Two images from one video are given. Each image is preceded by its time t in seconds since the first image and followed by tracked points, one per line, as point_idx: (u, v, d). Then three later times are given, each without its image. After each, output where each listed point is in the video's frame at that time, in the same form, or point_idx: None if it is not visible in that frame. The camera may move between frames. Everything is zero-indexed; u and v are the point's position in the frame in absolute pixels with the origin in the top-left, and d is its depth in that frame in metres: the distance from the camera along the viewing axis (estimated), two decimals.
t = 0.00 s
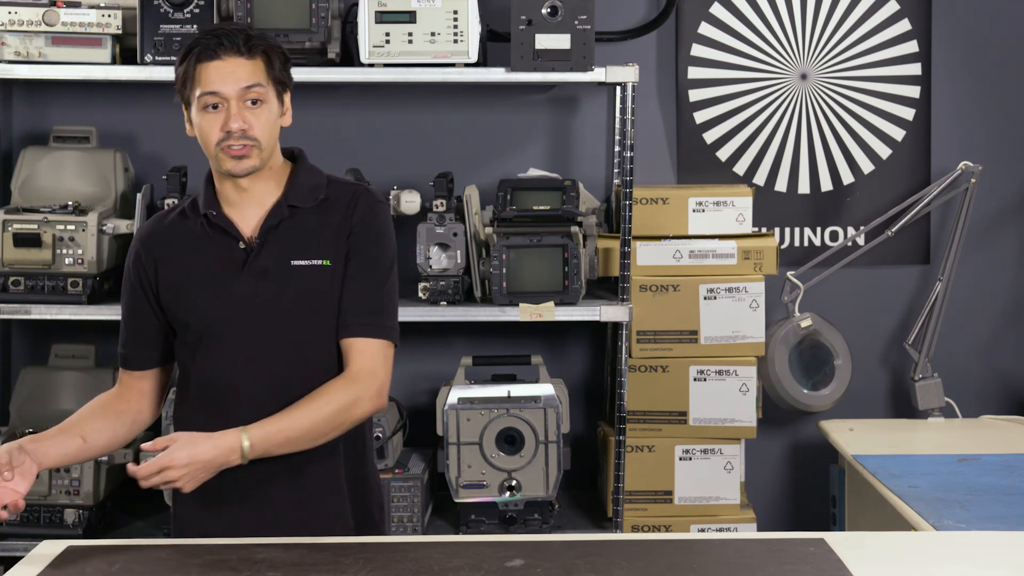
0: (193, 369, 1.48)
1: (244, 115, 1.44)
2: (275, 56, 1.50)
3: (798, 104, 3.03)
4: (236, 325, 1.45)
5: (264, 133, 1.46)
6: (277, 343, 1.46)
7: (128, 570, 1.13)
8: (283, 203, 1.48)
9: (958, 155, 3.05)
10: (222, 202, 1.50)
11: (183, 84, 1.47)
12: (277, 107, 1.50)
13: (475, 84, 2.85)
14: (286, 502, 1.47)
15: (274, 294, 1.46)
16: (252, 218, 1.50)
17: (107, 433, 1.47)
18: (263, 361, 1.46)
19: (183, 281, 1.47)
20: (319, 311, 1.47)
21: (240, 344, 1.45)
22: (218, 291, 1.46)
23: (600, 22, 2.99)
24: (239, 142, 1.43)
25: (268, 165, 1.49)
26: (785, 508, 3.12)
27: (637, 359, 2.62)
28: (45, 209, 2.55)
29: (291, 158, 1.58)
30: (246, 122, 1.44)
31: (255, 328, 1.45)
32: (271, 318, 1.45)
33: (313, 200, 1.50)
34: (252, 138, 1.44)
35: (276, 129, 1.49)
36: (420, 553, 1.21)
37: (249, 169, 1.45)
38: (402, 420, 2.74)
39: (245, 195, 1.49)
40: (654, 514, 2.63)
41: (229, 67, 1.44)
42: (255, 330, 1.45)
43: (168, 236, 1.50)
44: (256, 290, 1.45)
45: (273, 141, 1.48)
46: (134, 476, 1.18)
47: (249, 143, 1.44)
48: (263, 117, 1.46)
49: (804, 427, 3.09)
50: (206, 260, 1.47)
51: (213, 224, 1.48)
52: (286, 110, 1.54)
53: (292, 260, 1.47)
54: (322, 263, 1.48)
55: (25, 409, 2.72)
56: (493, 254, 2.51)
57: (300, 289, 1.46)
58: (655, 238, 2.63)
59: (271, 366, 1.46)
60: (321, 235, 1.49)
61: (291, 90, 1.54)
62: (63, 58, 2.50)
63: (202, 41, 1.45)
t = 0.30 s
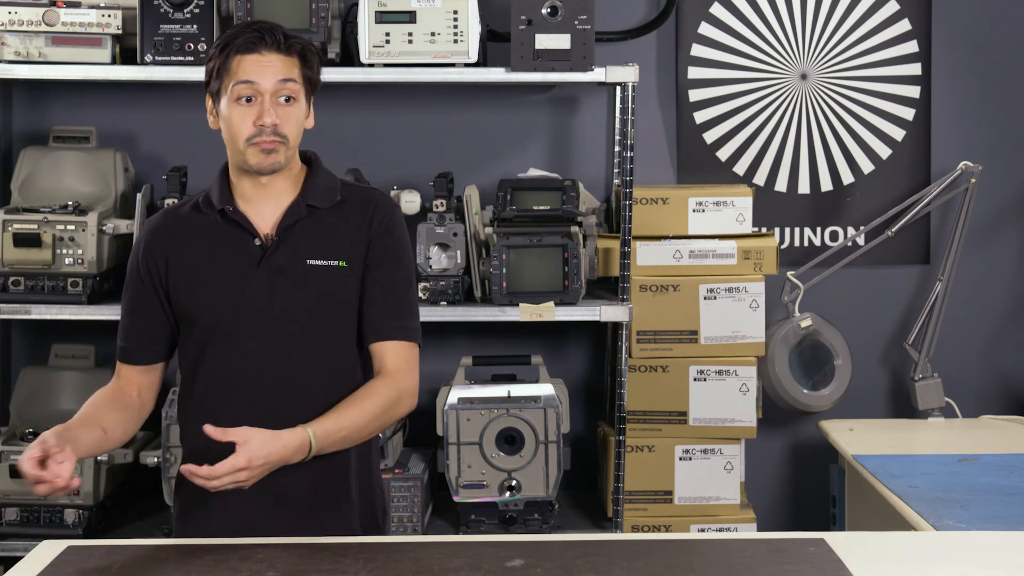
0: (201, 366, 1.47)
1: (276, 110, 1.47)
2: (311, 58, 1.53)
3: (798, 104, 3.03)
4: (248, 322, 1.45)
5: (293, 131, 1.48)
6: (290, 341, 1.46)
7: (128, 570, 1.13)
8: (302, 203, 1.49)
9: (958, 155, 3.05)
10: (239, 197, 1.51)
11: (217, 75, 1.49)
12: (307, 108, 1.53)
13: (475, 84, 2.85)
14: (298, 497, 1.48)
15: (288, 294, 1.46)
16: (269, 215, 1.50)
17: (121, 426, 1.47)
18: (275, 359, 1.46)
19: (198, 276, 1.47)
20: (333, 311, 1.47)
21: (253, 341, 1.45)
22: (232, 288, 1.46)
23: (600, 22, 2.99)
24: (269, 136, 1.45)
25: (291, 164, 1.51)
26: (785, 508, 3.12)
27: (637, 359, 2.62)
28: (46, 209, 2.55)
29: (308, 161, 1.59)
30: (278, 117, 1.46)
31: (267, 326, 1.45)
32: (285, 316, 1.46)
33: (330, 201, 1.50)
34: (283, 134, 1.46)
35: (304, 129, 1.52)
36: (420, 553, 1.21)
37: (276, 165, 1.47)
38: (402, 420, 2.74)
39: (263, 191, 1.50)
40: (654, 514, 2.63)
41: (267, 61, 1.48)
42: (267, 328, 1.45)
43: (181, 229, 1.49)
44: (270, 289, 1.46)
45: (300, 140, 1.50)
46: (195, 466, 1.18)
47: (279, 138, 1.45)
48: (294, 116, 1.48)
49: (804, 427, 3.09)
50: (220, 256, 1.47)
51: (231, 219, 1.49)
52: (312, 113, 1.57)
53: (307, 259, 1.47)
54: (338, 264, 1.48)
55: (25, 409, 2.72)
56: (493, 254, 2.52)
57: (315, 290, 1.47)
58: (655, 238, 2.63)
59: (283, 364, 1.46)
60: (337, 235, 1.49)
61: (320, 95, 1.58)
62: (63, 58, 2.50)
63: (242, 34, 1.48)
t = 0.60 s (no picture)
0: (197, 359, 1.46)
1: (277, 111, 1.47)
2: (321, 61, 1.54)
3: (797, 104, 3.03)
4: (250, 317, 1.45)
5: (292, 132, 1.48)
6: (291, 339, 1.46)
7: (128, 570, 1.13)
8: (307, 203, 1.49)
9: (958, 155, 3.05)
10: (244, 193, 1.51)
11: (228, 72, 1.51)
12: (312, 111, 1.53)
13: (476, 83, 2.85)
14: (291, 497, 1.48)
15: (290, 291, 1.46)
16: (273, 213, 1.50)
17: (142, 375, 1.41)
18: (275, 355, 1.46)
19: (199, 268, 1.46)
20: (335, 313, 1.48)
21: (254, 337, 1.45)
22: (234, 283, 1.45)
23: (600, 22, 2.99)
24: (264, 136, 1.45)
25: (294, 165, 1.51)
26: (785, 508, 3.12)
27: (637, 359, 2.62)
28: (46, 209, 2.55)
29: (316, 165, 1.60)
30: (276, 117, 1.46)
31: (267, 322, 1.45)
32: (287, 314, 1.46)
33: (335, 203, 1.50)
34: (276, 134, 1.46)
35: (307, 132, 1.51)
36: (420, 553, 1.21)
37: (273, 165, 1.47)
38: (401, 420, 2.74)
39: (267, 189, 1.50)
40: (654, 514, 2.63)
41: (274, 61, 1.48)
42: (268, 324, 1.45)
43: (183, 218, 1.48)
44: (271, 285, 1.45)
45: (301, 142, 1.50)
46: (270, 410, 1.14)
47: (274, 138, 1.46)
48: (295, 117, 1.48)
49: (804, 427, 3.09)
50: (223, 247, 1.46)
51: (235, 213, 1.48)
52: (321, 117, 1.57)
53: (310, 258, 1.47)
54: (340, 265, 1.48)
55: (25, 410, 2.73)
56: (493, 254, 2.52)
57: (317, 289, 1.47)
58: (654, 238, 2.63)
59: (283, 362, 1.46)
60: (341, 237, 1.49)
61: (330, 100, 1.58)
62: (63, 58, 2.50)
63: (253, 34, 1.49)
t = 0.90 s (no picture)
0: (217, 360, 1.45)
1: (309, 108, 1.46)
2: (347, 60, 1.54)
3: (798, 104, 3.03)
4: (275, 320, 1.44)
5: (324, 129, 1.48)
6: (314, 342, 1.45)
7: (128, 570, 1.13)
8: (334, 206, 1.49)
9: (958, 155, 3.05)
10: (268, 196, 1.50)
11: (254, 72, 1.50)
12: (339, 109, 1.53)
13: (476, 84, 2.85)
14: (295, 497, 1.48)
15: (316, 295, 1.45)
16: (300, 215, 1.50)
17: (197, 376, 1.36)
18: (298, 358, 1.45)
19: (223, 268, 1.44)
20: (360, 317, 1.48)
21: (277, 339, 1.44)
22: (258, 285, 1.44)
23: (600, 22, 2.99)
24: (299, 132, 1.44)
25: (321, 164, 1.51)
26: (785, 508, 3.12)
27: (637, 359, 2.62)
28: (46, 209, 2.55)
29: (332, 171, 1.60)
30: (310, 114, 1.45)
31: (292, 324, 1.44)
32: (313, 318, 1.45)
33: (359, 209, 1.51)
34: (312, 131, 1.45)
35: (335, 129, 1.51)
36: (420, 553, 1.20)
37: (305, 163, 1.47)
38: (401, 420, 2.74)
39: (294, 190, 1.51)
40: (654, 514, 2.63)
41: (304, 60, 1.48)
42: (293, 327, 1.44)
43: (207, 219, 1.46)
44: (297, 287, 1.45)
45: (331, 139, 1.50)
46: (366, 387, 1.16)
47: (308, 135, 1.45)
48: (326, 113, 1.48)
49: (804, 427, 3.09)
50: (249, 248, 1.45)
51: (262, 214, 1.47)
52: (344, 116, 1.57)
53: (335, 263, 1.47)
54: (364, 270, 1.49)
55: (25, 410, 2.73)
56: (493, 254, 2.51)
57: (342, 293, 1.47)
58: (654, 239, 2.63)
59: (305, 365, 1.45)
60: (365, 243, 1.50)
61: (354, 98, 1.58)
62: (63, 57, 2.50)
63: (281, 33, 1.49)
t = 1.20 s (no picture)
0: (223, 365, 1.44)
1: (315, 109, 1.46)
2: (354, 61, 1.54)
3: (798, 104, 3.03)
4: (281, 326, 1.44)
5: (329, 131, 1.47)
6: (320, 347, 1.45)
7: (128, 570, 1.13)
8: (340, 212, 1.49)
9: (958, 155, 3.05)
10: (273, 198, 1.50)
11: (261, 71, 1.50)
12: (345, 111, 1.52)
13: (476, 84, 2.85)
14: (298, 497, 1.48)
15: (322, 302, 1.45)
16: (305, 219, 1.50)
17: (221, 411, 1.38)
18: (304, 363, 1.45)
19: (230, 273, 1.43)
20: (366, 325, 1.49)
21: (282, 344, 1.44)
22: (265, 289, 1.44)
23: (600, 22, 2.99)
24: (305, 132, 1.44)
25: (326, 165, 1.51)
26: (785, 508, 3.12)
27: (637, 359, 2.62)
28: (46, 209, 2.55)
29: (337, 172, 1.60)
30: (316, 115, 1.45)
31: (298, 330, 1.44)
32: (318, 323, 1.45)
33: (365, 215, 1.52)
34: (318, 131, 1.45)
35: (341, 131, 1.51)
36: (420, 553, 1.20)
37: (309, 164, 1.46)
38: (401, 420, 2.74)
39: (299, 192, 1.50)
40: (654, 514, 2.63)
41: (311, 60, 1.48)
42: (298, 332, 1.44)
43: (213, 221, 1.45)
44: (303, 293, 1.45)
45: (336, 140, 1.49)
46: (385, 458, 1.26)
47: (313, 135, 1.45)
48: (332, 115, 1.48)
49: (804, 427, 3.09)
50: (256, 253, 1.45)
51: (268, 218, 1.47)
52: (351, 118, 1.56)
53: (341, 270, 1.48)
54: (370, 278, 1.49)
55: (25, 410, 2.73)
56: (493, 254, 2.51)
57: (349, 299, 1.47)
58: (654, 239, 2.63)
59: (310, 370, 1.45)
60: (371, 250, 1.50)
61: (360, 100, 1.58)
62: (63, 58, 2.50)
63: (290, 32, 1.49)
